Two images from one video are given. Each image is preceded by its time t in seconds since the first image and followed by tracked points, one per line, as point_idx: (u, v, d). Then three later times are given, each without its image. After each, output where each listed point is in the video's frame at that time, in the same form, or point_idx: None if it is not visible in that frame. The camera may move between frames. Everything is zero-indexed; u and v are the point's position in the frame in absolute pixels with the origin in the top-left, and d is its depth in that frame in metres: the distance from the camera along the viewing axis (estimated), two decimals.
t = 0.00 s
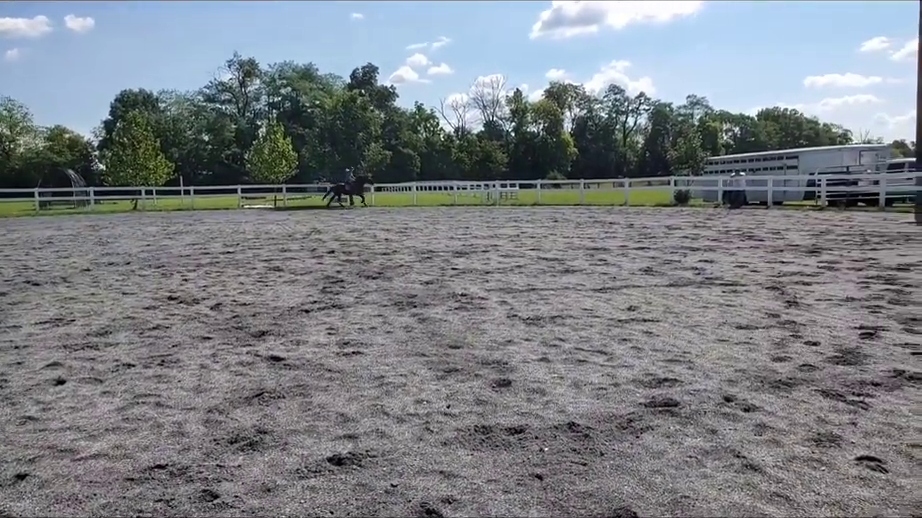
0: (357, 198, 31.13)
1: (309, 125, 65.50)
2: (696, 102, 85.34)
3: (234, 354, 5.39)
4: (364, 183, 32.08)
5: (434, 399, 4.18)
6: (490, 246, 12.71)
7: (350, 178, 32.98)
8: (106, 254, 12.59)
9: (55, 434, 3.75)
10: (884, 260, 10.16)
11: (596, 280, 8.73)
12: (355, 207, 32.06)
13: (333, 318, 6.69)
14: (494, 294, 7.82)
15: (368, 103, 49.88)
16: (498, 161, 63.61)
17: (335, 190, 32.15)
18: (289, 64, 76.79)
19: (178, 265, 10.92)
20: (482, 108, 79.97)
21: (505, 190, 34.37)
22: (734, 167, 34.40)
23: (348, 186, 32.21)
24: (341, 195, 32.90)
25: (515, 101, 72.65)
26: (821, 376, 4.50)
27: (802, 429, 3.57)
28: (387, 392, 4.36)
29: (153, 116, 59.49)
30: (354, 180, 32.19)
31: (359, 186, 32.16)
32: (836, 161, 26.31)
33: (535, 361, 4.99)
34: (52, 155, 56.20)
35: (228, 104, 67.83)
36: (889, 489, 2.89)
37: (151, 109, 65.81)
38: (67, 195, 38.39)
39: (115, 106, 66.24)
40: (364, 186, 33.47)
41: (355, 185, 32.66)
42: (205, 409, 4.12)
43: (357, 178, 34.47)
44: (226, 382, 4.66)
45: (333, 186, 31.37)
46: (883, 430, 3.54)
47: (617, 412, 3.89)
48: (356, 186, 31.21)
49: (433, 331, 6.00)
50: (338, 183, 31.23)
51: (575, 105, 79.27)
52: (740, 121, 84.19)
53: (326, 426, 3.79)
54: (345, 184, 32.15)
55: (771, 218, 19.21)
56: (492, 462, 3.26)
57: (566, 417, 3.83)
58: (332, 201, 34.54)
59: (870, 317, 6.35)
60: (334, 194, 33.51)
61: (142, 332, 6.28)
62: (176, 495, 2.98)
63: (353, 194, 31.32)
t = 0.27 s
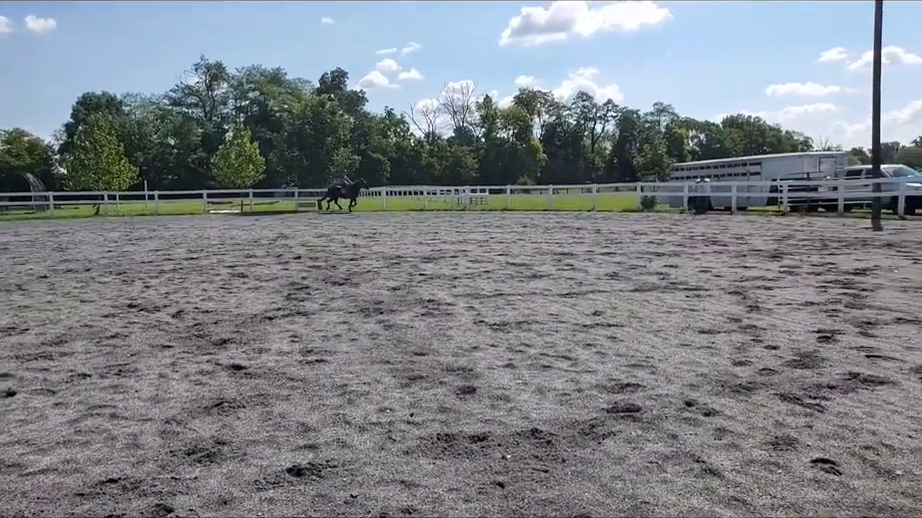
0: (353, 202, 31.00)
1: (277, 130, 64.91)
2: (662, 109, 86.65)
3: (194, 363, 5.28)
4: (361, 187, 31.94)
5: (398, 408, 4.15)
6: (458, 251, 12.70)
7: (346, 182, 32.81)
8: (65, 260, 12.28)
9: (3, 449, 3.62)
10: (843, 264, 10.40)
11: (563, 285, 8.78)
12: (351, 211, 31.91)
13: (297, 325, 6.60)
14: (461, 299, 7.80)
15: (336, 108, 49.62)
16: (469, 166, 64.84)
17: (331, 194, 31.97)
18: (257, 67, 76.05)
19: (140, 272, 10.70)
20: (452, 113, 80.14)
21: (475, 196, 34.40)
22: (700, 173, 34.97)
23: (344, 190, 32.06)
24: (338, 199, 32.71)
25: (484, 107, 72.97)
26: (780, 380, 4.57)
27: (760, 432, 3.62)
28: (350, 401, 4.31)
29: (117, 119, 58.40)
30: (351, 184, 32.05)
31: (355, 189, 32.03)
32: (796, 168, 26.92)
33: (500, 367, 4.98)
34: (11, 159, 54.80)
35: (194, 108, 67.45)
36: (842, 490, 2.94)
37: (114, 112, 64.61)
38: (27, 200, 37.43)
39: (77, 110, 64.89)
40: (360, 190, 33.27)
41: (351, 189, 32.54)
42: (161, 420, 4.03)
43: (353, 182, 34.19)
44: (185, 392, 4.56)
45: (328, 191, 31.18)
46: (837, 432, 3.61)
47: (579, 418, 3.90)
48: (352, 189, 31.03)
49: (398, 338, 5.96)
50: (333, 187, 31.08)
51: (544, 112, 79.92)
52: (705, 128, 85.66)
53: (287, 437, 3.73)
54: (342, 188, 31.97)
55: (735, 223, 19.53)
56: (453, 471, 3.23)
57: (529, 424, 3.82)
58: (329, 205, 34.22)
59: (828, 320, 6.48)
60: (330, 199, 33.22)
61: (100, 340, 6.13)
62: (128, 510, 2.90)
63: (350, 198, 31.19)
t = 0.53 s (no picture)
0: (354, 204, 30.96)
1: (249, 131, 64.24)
2: (633, 113, 87.59)
3: (158, 369, 5.19)
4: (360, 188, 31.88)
5: (365, 412, 4.12)
6: (431, 254, 12.68)
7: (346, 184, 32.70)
8: (27, 264, 12.00)
9: None
10: (808, 267, 10.60)
11: (534, 288, 8.80)
12: (350, 214, 31.83)
13: (265, 330, 6.53)
14: (432, 302, 7.79)
15: (308, 110, 49.23)
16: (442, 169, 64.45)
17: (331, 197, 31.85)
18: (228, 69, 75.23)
19: (105, 275, 10.49)
20: (425, 116, 80.08)
21: (448, 198, 34.37)
22: (670, 177, 35.39)
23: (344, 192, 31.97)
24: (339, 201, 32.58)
25: (457, 109, 73.05)
26: (744, 381, 4.64)
27: (724, 433, 3.67)
28: (317, 406, 4.27)
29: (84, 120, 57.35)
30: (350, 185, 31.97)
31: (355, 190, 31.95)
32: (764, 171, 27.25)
33: (469, 371, 4.98)
34: None
35: (164, 109, 66.60)
36: (802, 489, 2.99)
37: (81, 113, 63.41)
38: None
39: (42, 110, 63.56)
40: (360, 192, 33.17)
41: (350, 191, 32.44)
42: (123, 427, 3.95)
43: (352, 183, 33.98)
44: (149, 398, 4.48)
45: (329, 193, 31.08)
46: (798, 432, 3.67)
47: (547, 421, 3.91)
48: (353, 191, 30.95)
49: (367, 342, 5.92)
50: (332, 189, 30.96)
51: (517, 115, 80.26)
52: (676, 132, 86.80)
53: (251, 443, 3.68)
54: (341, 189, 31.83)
55: (705, 226, 19.79)
56: (419, 475, 3.22)
57: (496, 427, 3.83)
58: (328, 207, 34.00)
59: (793, 322, 6.59)
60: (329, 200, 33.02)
61: (61, 346, 5.99)
62: None
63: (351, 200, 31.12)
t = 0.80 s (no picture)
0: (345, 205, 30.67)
1: (211, 130, 63.23)
2: (598, 115, 88.57)
3: (113, 372, 5.06)
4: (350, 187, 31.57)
5: (325, 415, 4.08)
6: (395, 255, 12.64)
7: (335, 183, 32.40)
8: None
9: None
10: (765, 268, 10.83)
11: (498, 288, 8.83)
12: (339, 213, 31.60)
13: (224, 332, 6.42)
14: (396, 303, 7.75)
15: (272, 109, 48.67)
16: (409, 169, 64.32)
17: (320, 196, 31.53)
18: (190, 66, 73.95)
19: (58, 277, 10.21)
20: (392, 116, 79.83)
21: (414, 199, 34.28)
22: (633, 179, 35.85)
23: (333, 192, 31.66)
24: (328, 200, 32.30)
25: (424, 110, 73.03)
26: (702, 380, 4.71)
27: (681, 432, 3.72)
28: (276, 408, 4.22)
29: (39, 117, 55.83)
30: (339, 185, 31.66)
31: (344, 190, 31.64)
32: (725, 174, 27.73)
33: (431, 372, 4.96)
34: None
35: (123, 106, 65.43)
36: (755, 486, 3.04)
37: (36, 110, 61.70)
38: None
39: None
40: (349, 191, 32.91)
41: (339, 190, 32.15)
42: (74, 432, 3.84)
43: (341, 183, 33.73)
44: (102, 402, 4.37)
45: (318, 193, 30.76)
46: (753, 430, 3.74)
47: (507, 421, 3.92)
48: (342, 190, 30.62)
49: (329, 344, 5.86)
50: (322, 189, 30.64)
51: (483, 116, 80.52)
52: (639, 134, 88.02)
53: (208, 446, 3.61)
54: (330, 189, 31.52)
55: (667, 227, 20.09)
56: (379, 477, 3.20)
57: (457, 427, 3.83)
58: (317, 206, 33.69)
59: (750, 322, 6.73)
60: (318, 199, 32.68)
61: (11, 349, 5.80)
62: None
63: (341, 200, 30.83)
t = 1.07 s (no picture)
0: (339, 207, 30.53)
1: (171, 129, 62.04)
2: (562, 116, 89.31)
3: (65, 378, 4.92)
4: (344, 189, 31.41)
5: (285, 418, 4.02)
6: (360, 256, 12.56)
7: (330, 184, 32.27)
8: None
9: None
10: (725, 266, 11.03)
11: (463, 289, 8.83)
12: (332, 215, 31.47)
13: (183, 335, 6.30)
14: (359, 305, 7.69)
15: (234, 108, 47.92)
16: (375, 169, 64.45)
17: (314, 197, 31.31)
18: (148, 64, 72.43)
19: (9, 280, 9.90)
20: (357, 116, 79.36)
21: (379, 200, 34.13)
22: (597, 179, 36.23)
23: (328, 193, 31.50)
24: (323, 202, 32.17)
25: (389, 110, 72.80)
26: (661, 377, 4.77)
27: (639, 429, 3.76)
28: (234, 412, 4.14)
29: None
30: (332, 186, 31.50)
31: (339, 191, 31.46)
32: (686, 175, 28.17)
33: (393, 373, 4.93)
34: None
35: (79, 105, 63.58)
36: (711, 482, 3.09)
37: None
38: None
39: None
40: (343, 192, 32.76)
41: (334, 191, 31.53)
42: (22, 440, 3.72)
43: (337, 183, 33.04)
44: (52, 409, 4.24)
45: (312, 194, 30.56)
46: (709, 426, 3.80)
47: (469, 421, 3.91)
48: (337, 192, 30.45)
49: (290, 346, 5.79)
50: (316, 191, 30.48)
51: (449, 116, 80.57)
52: (603, 135, 89.03)
53: (163, 452, 3.53)
54: (324, 190, 31.32)
55: (630, 227, 20.34)
56: (338, 480, 3.17)
57: (418, 429, 3.81)
58: (310, 207, 33.41)
59: (709, 320, 6.84)
60: (313, 200, 32.43)
61: None
62: None
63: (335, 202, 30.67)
